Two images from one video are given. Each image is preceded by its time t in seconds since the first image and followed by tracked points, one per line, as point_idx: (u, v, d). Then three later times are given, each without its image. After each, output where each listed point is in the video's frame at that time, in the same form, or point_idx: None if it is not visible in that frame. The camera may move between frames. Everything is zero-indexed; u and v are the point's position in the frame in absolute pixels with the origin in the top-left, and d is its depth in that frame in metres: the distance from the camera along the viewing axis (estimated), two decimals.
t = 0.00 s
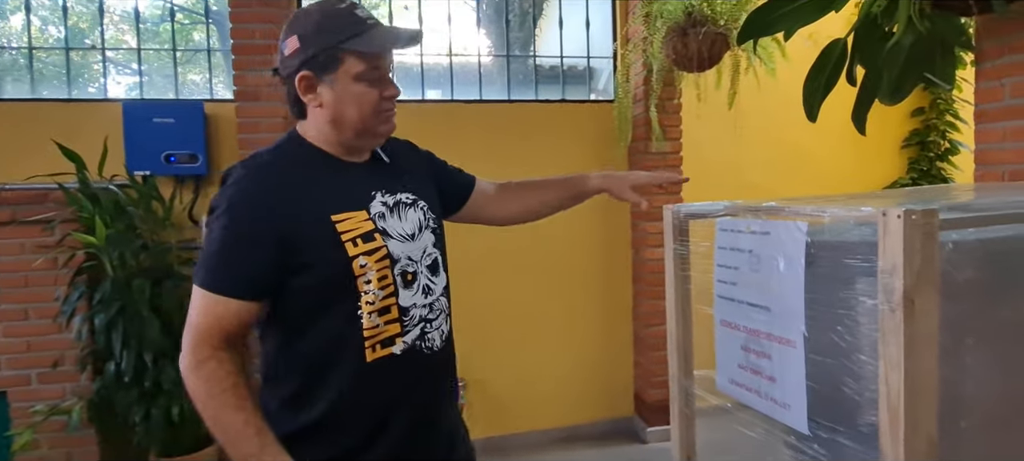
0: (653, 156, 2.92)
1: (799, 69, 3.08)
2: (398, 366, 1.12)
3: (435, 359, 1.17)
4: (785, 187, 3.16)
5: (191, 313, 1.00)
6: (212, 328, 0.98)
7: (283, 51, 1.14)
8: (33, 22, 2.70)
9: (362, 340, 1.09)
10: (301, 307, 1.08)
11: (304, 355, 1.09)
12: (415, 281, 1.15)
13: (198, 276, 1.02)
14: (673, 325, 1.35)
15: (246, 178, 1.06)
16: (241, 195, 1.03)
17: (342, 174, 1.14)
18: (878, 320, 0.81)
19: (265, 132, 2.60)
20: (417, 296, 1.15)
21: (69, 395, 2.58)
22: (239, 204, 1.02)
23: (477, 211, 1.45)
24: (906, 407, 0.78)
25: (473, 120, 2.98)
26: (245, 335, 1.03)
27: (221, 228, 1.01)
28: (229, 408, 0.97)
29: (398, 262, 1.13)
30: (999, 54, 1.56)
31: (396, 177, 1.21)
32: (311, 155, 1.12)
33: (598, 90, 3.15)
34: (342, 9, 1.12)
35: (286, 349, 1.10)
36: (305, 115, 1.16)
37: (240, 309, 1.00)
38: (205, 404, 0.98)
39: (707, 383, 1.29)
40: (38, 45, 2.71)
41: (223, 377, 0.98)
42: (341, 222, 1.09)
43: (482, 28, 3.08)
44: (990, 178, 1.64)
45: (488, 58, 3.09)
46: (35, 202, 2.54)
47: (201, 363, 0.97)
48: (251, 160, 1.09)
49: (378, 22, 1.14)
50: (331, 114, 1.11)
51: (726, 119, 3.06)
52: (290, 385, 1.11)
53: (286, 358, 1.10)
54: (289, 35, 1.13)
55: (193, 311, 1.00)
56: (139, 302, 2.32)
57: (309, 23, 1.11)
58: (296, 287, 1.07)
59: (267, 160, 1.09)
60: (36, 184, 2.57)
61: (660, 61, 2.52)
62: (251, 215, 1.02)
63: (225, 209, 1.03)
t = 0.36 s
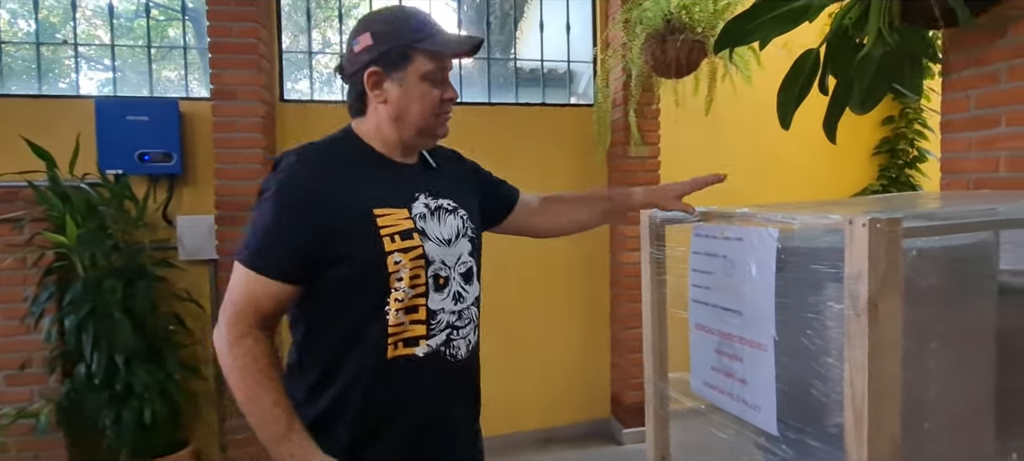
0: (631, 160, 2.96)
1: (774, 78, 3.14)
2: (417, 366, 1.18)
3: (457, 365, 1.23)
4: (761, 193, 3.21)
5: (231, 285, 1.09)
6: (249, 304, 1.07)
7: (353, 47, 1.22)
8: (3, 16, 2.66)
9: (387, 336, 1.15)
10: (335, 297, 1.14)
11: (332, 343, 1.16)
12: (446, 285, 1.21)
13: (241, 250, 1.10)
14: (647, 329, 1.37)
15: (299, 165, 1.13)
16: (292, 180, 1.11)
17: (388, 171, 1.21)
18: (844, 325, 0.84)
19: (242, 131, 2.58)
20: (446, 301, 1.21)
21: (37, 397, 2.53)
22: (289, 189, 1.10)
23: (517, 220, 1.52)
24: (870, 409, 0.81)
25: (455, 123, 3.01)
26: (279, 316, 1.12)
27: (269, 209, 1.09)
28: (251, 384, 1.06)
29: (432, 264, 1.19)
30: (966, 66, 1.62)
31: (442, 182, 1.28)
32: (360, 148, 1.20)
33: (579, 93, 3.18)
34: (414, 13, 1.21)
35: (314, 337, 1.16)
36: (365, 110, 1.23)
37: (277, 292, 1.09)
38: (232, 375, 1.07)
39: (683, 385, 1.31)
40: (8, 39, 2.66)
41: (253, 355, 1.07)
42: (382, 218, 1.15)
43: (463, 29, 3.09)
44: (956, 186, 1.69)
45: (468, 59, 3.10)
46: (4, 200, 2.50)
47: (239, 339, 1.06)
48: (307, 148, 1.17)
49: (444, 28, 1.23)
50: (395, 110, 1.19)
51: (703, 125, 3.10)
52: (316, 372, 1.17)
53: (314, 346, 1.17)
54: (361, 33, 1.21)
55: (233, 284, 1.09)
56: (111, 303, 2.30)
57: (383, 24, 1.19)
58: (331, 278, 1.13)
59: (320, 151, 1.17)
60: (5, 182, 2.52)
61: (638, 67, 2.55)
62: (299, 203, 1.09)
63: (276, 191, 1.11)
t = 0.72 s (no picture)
0: (597, 167, 2.98)
1: (736, 87, 3.20)
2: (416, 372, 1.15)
3: (455, 378, 1.20)
4: (724, 201, 3.26)
5: (249, 264, 1.07)
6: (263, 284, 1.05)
7: (401, 53, 1.21)
8: None
9: (390, 337, 1.13)
10: (350, 292, 1.12)
11: (334, 339, 1.13)
12: (456, 295, 1.19)
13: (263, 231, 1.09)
14: (607, 335, 1.39)
15: (333, 153, 1.13)
16: (324, 167, 1.10)
17: (415, 174, 1.20)
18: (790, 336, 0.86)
19: (204, 132, 2.54)
20: (454, 311, 1.18)
21: None
22: (319, 175, 1.09)
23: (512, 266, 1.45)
24: (814, 417, 0.83)
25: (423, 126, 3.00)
26: (289, 305, 1.10)
27: (297, 193, 1.08)
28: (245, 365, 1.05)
29: (445, 272, 1.17)
30: (918, 80, 1.67)
31: (464, 196, 1.26)
32: (389, 145, 1.20)
33: (547, 98, 3.20)
34: (462, 26, 1.22)
35: (317, 332, 1.14)
36: (405, 114, 1.22)
37: (290, 278, 1.07)
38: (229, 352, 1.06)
39: (640, 393, 1.31)
40: None
41: (255, 340, 1.06)
42: (401, 219, 1.14)
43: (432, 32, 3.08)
44: (907, 197, 1.74)
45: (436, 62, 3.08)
46: None
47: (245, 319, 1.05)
48: (341, 140, 1.17)
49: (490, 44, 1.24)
50: (439, 115, 1.18)
51: (668, 132, 3.14)
52: (310, 366, 1.15)
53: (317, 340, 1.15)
54: (412, 40, 1.21)
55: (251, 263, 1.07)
56: (61, 309, 2.25)
57: (435, 33, 1.19)
58: (348, 272, 1.12)
59: (354, 144, 1.17)
60: None
61: (605, 74, 2.56)
62: (328, 190, 1.08)
63: (305, 176, 1.10)
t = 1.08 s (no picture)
0: (581, 172, 3.02)
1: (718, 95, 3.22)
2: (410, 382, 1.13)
3: (451, 388, 1.18)
4: (707, 208, 3.28)
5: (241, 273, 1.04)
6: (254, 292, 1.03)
7: (393, 57, 1.19)
8: None
9: (385, 346, 1.10)
10: (345, 298, 1.10)
11: (327, 348, 1.10)
12: (453, 304, 1.16)
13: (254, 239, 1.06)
14: (586, 340, 1.39)
15: (326, 157, 1.10)
16: (319, 171, 1.08)
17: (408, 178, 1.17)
18: (759, 345, 0.87)
19: (183, 133, 2.52)
20: (450, 319, 1.16)
21: None
22: (314, 180, 1.06)
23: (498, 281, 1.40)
24: (783, 425, 0.84)
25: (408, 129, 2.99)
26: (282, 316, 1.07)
27: (291, 198, 1.05)
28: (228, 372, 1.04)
29: (439, 279, 1.14)
30: (895, 90, 1.69)
31: (458, 202, 1.25)
32: (382, 149, 1.17)
33: (534, 102, 3.20)
34: (458, 30, 1.18)
35: (310, 340, 1.12)
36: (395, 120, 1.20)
37: (283, 287, 1.04)
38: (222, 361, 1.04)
39: (617, 400, 1.32)
40: None
41: (245, 350, 1.04)
42: (395, 225, 1.12)
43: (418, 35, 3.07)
44: (883, 205, 1.76)
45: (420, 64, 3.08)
46: None
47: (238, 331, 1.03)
48: (333, 144, 1.14)
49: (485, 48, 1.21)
50: (430, 122, 1.15)
51: (651, 138, 3.16)
52: (301, 376, 1.12)
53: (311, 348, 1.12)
54: (405, 44, 1.18)
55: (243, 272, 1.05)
56: (34, 312, 2.22)
57: (428, 37, 1.16)
58: (344, 278, 1.09)
59: (347, 147, 1.14)
60: None
61: (589, 79, 2.58)
62: (323, 196, 1.06)
63: (299, 181, 1.07)
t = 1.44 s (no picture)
0: (569, 177, 3.00)
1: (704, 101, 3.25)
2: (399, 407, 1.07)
3: (446, 405, 1.13)
4: (694, 213, 3.30)
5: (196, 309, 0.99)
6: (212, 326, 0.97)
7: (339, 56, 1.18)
8: None
9: (368, 374, 1.04)
10: (314, 321, 1.03)
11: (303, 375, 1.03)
12: (437, 317, 1.11)
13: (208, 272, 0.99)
14: (570, 345, 1.39)
15: (278, 174, 1.03)
16: (269, 192, 1.00)
17: (376, 188, 1.11)
18: (740, 349, 0.88)
19: (168, 137, 2.51)
20: (436, 334, 1.11)
21: None
22: (266, 203, 0.99)
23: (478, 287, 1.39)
24: (762, 429, 0.85)
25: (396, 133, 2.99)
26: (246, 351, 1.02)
27: (241, 225, 0.98)
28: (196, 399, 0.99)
29: (419, 292, 1.09)
30: (876, 96, 1.71)
31: (431, 205, 1.19)
32: (340, 157, 1.10)
33: (524, 107, 3.22)
34: (390, 13, 1.12)
35: (282, 369, 1.04)
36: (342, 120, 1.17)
37: (243, 321, 0.97)
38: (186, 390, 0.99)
39: (602, 405, 1.32)
40: None
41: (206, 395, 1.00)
42: (362, 240, 1.05)
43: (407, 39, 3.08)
44: (865, 210, 1.78)
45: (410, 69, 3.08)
46: None
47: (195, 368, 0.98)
48: (285, 158, 1.07)
49: (423, 29, 1.11)
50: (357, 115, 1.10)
51: (638, 143, 3.18)
52: (274, 410, 1.04)
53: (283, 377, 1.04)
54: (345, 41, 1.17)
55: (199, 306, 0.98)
56: (15, 318, 2.21)
57: (358, 28, 1.12)
58: (311, 300, 1.03)
59: (300, 160, 1.06)
60: None
61: (576, 85, 2.60)
62: (278, 219, 0.98)
63: (249, 204, 0.99)
